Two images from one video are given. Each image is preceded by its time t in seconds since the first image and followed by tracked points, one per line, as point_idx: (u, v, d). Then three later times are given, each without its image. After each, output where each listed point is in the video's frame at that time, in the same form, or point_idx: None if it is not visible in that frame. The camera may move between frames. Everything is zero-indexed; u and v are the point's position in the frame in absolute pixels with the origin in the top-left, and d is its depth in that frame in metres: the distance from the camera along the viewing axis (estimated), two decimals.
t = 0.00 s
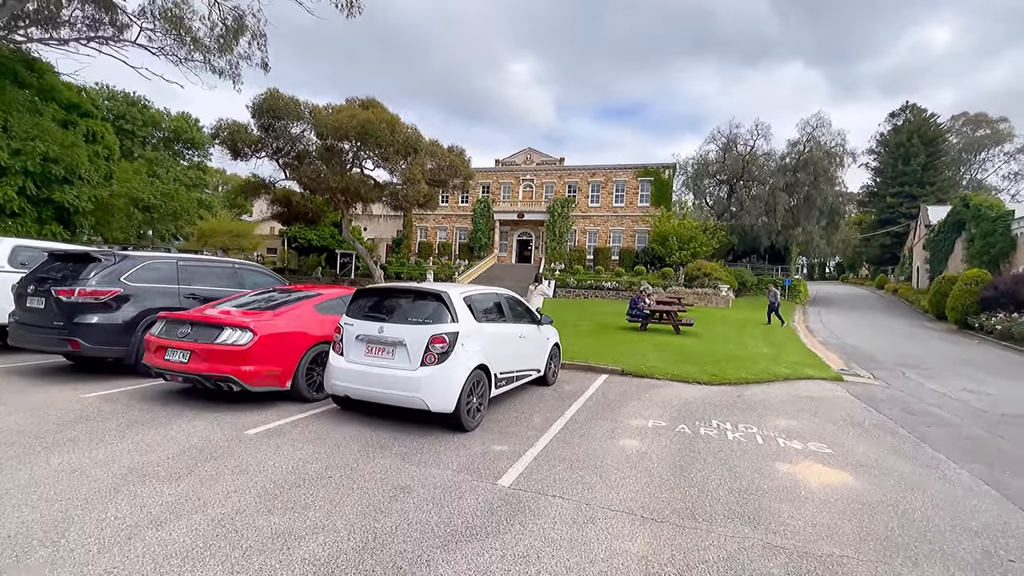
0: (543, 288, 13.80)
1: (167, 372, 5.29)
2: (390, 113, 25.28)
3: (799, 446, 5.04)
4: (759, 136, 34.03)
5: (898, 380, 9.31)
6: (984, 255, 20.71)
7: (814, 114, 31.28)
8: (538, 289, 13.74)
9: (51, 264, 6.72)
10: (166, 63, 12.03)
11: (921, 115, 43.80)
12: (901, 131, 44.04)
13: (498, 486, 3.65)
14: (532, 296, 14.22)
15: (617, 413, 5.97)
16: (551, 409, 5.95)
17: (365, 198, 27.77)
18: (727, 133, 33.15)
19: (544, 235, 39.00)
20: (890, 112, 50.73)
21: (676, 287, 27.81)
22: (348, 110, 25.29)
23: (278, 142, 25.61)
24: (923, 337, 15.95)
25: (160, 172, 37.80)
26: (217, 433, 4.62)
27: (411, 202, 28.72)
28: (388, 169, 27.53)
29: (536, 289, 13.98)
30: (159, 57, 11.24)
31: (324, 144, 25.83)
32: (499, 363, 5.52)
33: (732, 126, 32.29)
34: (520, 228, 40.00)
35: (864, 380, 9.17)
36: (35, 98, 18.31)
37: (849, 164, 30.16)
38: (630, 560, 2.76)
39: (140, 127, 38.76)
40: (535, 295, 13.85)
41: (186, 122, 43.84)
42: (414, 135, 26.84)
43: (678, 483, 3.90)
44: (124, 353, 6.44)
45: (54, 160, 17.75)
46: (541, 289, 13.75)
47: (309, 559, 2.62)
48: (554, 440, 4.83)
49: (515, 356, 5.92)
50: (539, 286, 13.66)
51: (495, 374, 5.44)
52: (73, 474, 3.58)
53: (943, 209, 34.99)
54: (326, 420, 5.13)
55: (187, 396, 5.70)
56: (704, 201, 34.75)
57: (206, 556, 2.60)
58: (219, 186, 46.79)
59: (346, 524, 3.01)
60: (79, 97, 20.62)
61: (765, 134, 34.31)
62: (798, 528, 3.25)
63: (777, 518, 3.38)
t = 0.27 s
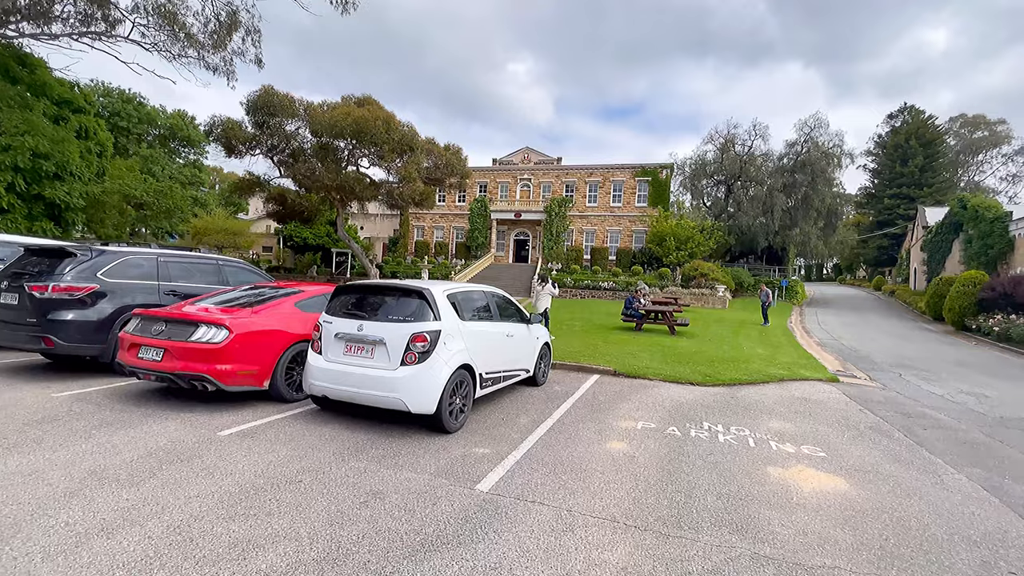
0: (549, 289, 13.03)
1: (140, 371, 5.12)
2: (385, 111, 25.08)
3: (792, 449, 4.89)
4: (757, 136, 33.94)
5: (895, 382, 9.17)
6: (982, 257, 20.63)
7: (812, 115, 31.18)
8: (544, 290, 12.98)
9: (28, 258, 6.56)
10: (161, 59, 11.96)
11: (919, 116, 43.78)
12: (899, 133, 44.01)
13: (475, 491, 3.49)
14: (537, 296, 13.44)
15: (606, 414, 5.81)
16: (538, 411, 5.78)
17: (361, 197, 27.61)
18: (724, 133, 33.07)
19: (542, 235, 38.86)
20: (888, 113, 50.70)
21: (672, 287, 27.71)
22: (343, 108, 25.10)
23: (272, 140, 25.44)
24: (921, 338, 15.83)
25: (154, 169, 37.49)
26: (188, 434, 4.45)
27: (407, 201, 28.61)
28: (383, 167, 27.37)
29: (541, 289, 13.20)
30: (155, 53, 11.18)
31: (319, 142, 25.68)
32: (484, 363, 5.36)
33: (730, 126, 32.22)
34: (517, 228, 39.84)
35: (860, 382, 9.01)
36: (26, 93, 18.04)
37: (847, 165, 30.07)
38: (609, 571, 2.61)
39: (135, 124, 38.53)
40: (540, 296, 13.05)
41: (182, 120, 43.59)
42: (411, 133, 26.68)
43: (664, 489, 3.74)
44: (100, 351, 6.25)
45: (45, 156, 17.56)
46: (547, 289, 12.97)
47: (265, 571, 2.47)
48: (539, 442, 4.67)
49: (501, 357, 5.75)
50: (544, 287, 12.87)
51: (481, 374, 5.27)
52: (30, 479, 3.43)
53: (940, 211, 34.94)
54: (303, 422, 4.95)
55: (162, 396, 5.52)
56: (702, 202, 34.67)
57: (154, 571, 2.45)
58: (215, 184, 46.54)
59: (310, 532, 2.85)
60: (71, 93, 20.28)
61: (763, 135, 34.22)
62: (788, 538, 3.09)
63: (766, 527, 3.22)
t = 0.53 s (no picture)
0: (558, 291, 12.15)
1: (110, 372, 4.89)
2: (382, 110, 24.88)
3: (788, 459, 4.69)
4: (756, 139, 33.77)
5: (895, 388, 8.98)
6: (983, 261, 20.49)
7: (812, 118, 31.01)
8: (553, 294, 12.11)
9: (5, 254, 6.38)
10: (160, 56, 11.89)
11: (919, 120, 43.67)
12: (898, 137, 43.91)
13: (450, 504, 3.29)
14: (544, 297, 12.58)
15: (596, 420, 5.62)
16: (525, 416, 5.58)
17: (357, 196, 27.41)
18: (724, 135, 32.92)
19: (540, 236, 38.67)
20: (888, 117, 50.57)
21: (670, 290, 27.53)
22: (340, 107, 24.91)
23: (268, 138, 25.26)
24: (920, 343, 15.67)
25: (150, 167, 37.20)
26: (155, 439, 4.24)
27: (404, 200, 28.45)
28: (380, 166, 27.20)
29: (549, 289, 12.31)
30: (151, 50, 11.07)
31: (316, 141, 25.48)
32: (470, 366, 5.16)
33: (730, 128, 32.06)
34: (515, 229, 39.64)
35: (859, 387, 8.82)
36: (20, 89, 17.49)
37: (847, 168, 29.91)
38: None
39: (132, 121, 38.29)
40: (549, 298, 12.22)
41: (180, 118, 43.30)
42: (408, 132, 26.52)
43: (652, 502, 3.55)
44: (75, 351, 6.04)
45: (37, 153, 17.11)
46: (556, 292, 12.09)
47: None
48: (523, 450, 4.47)
49: (489, 360, 5.55)
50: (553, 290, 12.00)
51: (465, 379, 5.07)
52: None
53: (940, 215, 34.78)
54: (279, 426, 4.75)
55: (134, 398, 5.31)
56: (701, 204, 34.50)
57: None
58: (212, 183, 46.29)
59: (267, 551, 2.66)
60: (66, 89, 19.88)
61: (763, 137, 34.07)
62: (781, 558, 2.90)
63: (758, 545, 3.02)
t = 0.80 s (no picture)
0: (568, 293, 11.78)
1: (87, 374, 4.71)
2: (383, 110, 24.76)
3: (788, 473, 4.48)
4: (759, 142, 33.56)
5: (898, 397, 8.76)
6: (990, 267, 20.24)
7: (815, 121, 30.78)
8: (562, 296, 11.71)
9: None
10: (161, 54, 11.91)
11: (924, 125, 43.39)
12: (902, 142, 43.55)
13: (427, 521, 3.11)
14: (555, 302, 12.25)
15: (588, 428, 5.42)
16: (515, 424, 5.39)
17: (357, 196, 27.28)
18: (726, 138, 32.72)
19: (540, 238, 38.48)
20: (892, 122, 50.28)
21: (672, 293, 27.29)
22: (340, 106, 24.79)
23: (268, 137, 25.16)
24: (924, 350, 15.42)
25: (151, 166, 37.10)
26: (126, 444, 4.07)
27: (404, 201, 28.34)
28: (380, 166, 27.13)
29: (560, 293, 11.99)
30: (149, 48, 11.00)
31: (316, 140, 25.33)
32: (457, 371, 4.97)
33: (733, 131, 31.86)
34: (516, 230, 39.47)
35: (861, 396, 8.59)
36: (25, 87, 17.04)
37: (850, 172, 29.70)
38: None
39: (135, 120, 38.27)
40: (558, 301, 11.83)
41: (182, 116, 43.23)
42: (409, 132, 26.42)
43: (641, 520, 3.35)
44: (57, 351, 5.88)
45: (38, 150, 16.80)
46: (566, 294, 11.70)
47: None
48: (509, 461, 4.28)
49: (476, 366, 5.37)
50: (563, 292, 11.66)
51: (451, 385, 4.89)
52: None
53: (945, 220, 34.46)
54: (257, 432, 4.57)
55: (111, 399, 5.13)
56: (703, 207, 34.28)
57: None
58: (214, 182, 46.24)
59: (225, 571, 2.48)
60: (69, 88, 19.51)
61: (766, 141, 33.86)
62: None
63: (754, 570, 2.83)
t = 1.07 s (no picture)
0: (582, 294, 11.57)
1: (68, 372, 4.61)
2: (387, 109, 24.69)
3: (790, 482, 4.29)
4: (766, 143, 33.22)
5: (906, 404, 8.52)
6: (1001, 272, 19.84)
7: (824, 123, 30.43)
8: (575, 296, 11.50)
9: None
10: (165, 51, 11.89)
11: (934, 127, 42.87)
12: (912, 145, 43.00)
13: (405, 531, 2.95)
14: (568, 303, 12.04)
15: (583, 433, 5.25)
16: (507, 428, 5.22)
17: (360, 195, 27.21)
18: (733, 139, 32.43)
19: (545, 238, 38.30)
20: (902, 124, 49.70)
21: (677, 295, 27.01)
22: (345, 105, 24.73)
23: (273, 135, 25.13)
24: (933, 355, 15.10)
25: (158, 164, 37.25)
26: (102, 444, 3.95)
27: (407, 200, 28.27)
28: (384, 165, 27.10)
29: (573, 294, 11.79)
30: (152, 44, 10.98)
31: (321, 139, 25.24)
32: (447, 373, 4.81)
33: (740, 132, 31.56)
34: (520, 230, 39.30)
35: (868, 402, 8.35)
36: (29, 83, 17.14)
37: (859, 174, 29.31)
38: None
39: (142, 117, 38.50)
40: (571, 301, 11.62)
41: (189, 115, 43.43)
42: (413, 131, 26.34)
43: (633, 533, 3.17)
44: (44, 347, 5.78)
45: (42, 147, 16.91)
46: (579, 294, 11.48)
47: None
48: (498, 467, 4.11)
49: (468, 367, 5.21)
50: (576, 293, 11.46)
51: (441, 387, 4.73)
52: None
53: (955, 224, 33.96)
54: (240, 433, 4.44)
55: (94, 397, 5.03)
56: (709, 209, 33.99)
57: None
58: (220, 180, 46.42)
59: None
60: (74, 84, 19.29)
61: (773, 142, 33.53)
62: None
63: None
